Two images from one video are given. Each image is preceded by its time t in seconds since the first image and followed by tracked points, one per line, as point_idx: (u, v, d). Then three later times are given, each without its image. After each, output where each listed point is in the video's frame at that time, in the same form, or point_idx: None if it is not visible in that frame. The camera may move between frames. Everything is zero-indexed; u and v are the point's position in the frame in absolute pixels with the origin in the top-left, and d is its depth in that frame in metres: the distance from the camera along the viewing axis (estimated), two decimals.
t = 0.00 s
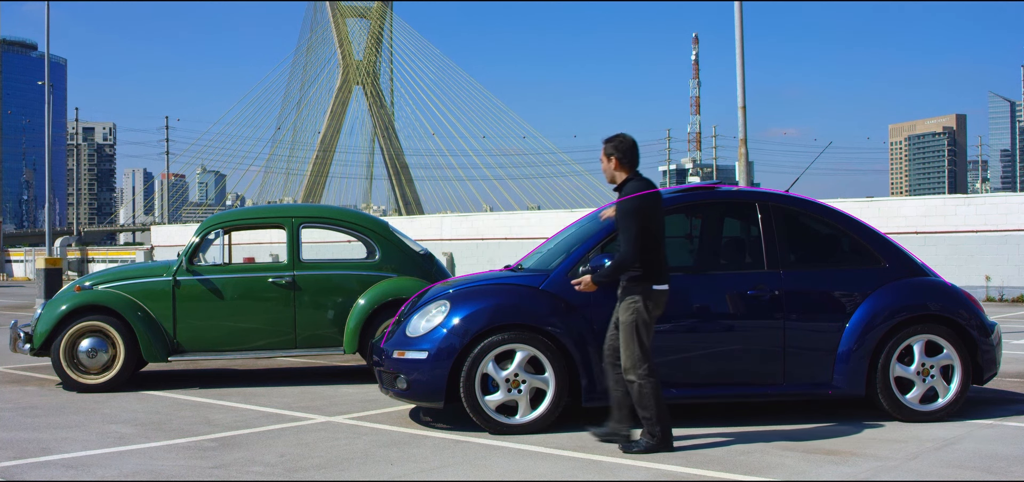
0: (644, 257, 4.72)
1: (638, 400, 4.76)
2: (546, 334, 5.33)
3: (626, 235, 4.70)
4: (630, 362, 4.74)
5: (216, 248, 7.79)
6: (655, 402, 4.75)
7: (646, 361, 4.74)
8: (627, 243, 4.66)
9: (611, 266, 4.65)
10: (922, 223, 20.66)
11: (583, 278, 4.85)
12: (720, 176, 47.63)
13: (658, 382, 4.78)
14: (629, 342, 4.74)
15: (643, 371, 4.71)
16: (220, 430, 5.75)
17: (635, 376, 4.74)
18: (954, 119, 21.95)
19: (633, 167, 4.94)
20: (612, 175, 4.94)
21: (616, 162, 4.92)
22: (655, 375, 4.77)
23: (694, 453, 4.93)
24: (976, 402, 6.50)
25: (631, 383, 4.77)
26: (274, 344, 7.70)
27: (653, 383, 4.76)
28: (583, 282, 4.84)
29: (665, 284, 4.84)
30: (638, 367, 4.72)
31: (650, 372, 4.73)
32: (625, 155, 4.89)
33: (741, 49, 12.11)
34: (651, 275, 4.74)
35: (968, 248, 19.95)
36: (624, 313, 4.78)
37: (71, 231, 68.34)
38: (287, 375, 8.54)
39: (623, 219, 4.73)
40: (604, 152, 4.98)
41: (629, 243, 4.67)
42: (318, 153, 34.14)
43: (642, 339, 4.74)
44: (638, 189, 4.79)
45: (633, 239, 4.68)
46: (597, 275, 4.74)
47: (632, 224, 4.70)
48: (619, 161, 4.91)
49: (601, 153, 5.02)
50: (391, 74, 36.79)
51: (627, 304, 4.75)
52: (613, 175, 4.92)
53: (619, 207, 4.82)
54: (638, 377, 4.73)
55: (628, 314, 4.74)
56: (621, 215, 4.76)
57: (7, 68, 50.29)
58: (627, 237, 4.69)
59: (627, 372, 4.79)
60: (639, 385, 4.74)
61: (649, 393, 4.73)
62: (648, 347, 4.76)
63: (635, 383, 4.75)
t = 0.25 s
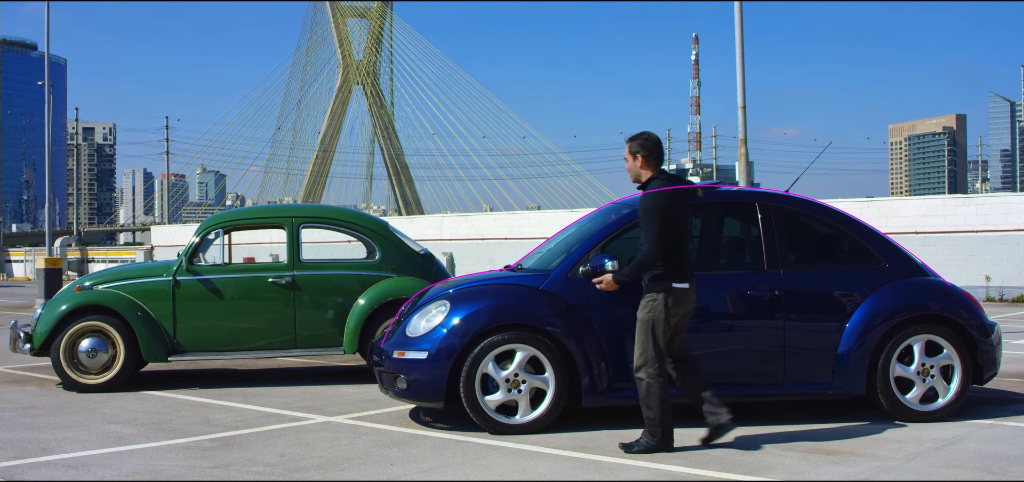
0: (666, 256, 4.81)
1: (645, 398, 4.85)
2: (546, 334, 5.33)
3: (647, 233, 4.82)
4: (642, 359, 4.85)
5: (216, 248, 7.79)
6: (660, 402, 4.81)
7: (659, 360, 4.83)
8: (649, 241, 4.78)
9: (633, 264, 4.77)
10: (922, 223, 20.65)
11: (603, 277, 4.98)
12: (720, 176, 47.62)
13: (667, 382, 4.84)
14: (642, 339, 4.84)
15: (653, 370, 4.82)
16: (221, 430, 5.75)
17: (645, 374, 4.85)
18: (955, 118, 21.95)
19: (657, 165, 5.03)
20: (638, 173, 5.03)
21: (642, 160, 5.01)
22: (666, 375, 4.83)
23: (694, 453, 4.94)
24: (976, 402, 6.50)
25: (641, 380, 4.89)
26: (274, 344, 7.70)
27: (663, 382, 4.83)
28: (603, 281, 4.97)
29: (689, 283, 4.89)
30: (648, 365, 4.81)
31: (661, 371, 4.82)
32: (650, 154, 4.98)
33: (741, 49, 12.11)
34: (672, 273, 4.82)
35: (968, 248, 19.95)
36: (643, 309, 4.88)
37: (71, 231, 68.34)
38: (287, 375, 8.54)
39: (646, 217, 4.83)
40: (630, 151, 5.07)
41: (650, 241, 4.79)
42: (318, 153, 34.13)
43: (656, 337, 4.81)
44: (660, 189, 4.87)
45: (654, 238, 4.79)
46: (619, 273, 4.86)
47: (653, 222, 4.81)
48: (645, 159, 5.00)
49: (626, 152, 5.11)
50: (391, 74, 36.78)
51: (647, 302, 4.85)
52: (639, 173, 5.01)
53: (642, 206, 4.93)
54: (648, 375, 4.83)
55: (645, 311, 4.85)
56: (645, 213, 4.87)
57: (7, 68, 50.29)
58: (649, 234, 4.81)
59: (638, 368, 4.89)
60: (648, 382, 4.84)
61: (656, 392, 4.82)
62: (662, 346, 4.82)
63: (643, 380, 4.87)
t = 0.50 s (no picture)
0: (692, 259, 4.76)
1: (652, 396, 4.83)
2: (546, 334, 5.33)
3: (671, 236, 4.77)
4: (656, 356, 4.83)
5: (216, 248, 7.78)
6: (666, 401, 4.79)
7: (672, 360, 4.80)
8: (674, 244, 4.72)
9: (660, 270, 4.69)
10: (922, 223, 20.66)
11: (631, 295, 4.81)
12: (720, 176, 47.62)
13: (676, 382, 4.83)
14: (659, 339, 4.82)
15: (665, 368, 4.79)
16: (221, 430, 5.75)
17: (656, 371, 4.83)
18: (954, 119, 21.96)
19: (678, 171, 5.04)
20: (660, 180, 5.03)
21: (664, 167, 5.02)
22: (676, 374, 4.82)
23: (694, 453, 4.94)
24: (976, 402, 6.50)
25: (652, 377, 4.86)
26: (274, 344, 7.70)
27: (672, 382, 4.81)
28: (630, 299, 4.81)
29: (716, 284, 4.83)
30: (660, 365, 4.78)
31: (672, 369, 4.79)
32: (671, 159, 5.00)
33: (741, 49, 12.10)
34: (697, 275, 4.77)
35: (968, 248, 19.95)
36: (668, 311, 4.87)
37: (71, 231, 68.36)
38: (287, 375, 8.54)
39: (670, 220, 4.78)
40: (649, 158, 5.07)
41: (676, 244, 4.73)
42: (318, 153, 34.14)
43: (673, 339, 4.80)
44: (681, 192, 4.83)
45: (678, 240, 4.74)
46: (647, 284, 4.72)
47: (677, 225, 4.75)
48: (667, 166, 5.02)
49: (645, 160, 5.11)
50: (391, 74, 36.78)
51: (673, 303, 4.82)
52: (662, 179, 5.01)
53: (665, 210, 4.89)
54: (659, 373, 4.81)
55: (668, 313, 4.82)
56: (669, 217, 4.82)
57: (7, 68, 50.29)
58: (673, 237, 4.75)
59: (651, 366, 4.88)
60: (657, 380, 4.82)
61: (664, 391, 4.79)
62: (677, 347, 4.80)
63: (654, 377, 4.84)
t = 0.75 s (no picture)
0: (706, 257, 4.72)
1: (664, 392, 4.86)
2: (546, 334, 5.33)
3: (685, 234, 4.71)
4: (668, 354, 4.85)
5: (216, 248, 7.78)
6: (679, 397, 4.82)
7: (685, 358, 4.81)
8: (686, 243, 4.66)
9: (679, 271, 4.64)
10: (922, 223, 20.66)
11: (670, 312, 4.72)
12: (720, 176, 47.61)
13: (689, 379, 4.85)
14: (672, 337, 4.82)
15: (678, 366, 4.79)
16: (220, 430, 5.75)
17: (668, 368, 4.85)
18: (954, 119, 21.96)
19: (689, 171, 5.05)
20: (673, 179, 5.04)
21: (676, 166, 5.03)
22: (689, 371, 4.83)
23: (694, 453, 4.94)
24: (977, 402, 6.50)
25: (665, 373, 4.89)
26: (274, 344, 7.70)
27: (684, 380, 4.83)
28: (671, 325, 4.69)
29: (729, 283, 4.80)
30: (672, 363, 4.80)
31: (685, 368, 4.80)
32: (683, 158, 5.02)
33: (741, 49, 12.10)
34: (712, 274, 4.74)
35: (968, 248, 19.95)
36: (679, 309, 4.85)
37: (71, 231, 68.37)
38: (287, 375, 8.54)
39: (684, 217, 4.73)
40: (660, 159, 5.09)
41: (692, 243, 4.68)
42: (318, 153, 34.13)
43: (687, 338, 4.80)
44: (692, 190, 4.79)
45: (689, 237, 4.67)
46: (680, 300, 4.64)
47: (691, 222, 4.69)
48: (679, 165, 5.04)
49: (655, 161, 5.13)
50: (391, 74, 36.78)
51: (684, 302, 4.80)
52: (675, 178, 5.01)
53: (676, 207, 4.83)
54: (671, 371, 4.83)
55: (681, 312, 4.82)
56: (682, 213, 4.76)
57: (7, 68, 50.28)
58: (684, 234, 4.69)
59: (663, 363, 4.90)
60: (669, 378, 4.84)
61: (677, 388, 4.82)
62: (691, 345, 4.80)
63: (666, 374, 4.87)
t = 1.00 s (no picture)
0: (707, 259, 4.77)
1: (665, 396, 4.91)
2: (546, 334, 5.33)
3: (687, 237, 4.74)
4: (666, 359, 4.90)
5: (216, 248, 7.78)
6: (681, 400, 4.88)
7: (683, 360, 4.89)
8: (691, 244, 4.70)
9: (693, 273, 4.67)
10: (922, 223, 20.66)
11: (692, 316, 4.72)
12: (721, 176, 47.60)
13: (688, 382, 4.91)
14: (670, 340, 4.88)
15: (677, 369, 4.87)
16: (221, 430, 5.75)
17: (666, 371, 4.90)
18: (954, 119, 21.96)
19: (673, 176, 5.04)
20: (658, 184, 5.03)
21: (661, 171, 5.02)
22: (688, 374, 4.89)
23: (695, 452, 4.94)
24: (977, 402, 6.50)
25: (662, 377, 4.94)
26: (274, 344, 7.70)
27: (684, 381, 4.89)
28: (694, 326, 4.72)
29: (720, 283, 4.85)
30: (672, 365, 4.87)
31: (684, 370, 4.88)
32: (668, 163, 5.00)
33: (741, 49, 12.10)
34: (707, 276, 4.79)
35: (968, 248, 19.94)
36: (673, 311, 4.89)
37: (71, 231, 68.37)
38: (287, 375, 8.54)
39: (683, 219, 4.77)
40: (644, 164, 5.07)
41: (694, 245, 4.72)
42: (318, 153, 34.12)
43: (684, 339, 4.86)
44: (683, 192, 4.86)
45: (693, 238, 4.72)
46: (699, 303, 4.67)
47: (691, 222, 4.75)
48: (664, 170, 5.03)
49: (639, 166, 5.10)
50: (391, 74, 36.78)
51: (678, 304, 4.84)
52: (661, 183, 4.99)
53: (671, 211, 4.87)
54: (670, 375, 4.88)
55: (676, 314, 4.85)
56: (678, 215, 4.80)
57: (7, 68, 50.26)
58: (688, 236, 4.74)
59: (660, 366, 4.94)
60: (669, 380, 4.89)
61: (678, 391, 4.88)
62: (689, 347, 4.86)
63: (665, 378, 4.92)
